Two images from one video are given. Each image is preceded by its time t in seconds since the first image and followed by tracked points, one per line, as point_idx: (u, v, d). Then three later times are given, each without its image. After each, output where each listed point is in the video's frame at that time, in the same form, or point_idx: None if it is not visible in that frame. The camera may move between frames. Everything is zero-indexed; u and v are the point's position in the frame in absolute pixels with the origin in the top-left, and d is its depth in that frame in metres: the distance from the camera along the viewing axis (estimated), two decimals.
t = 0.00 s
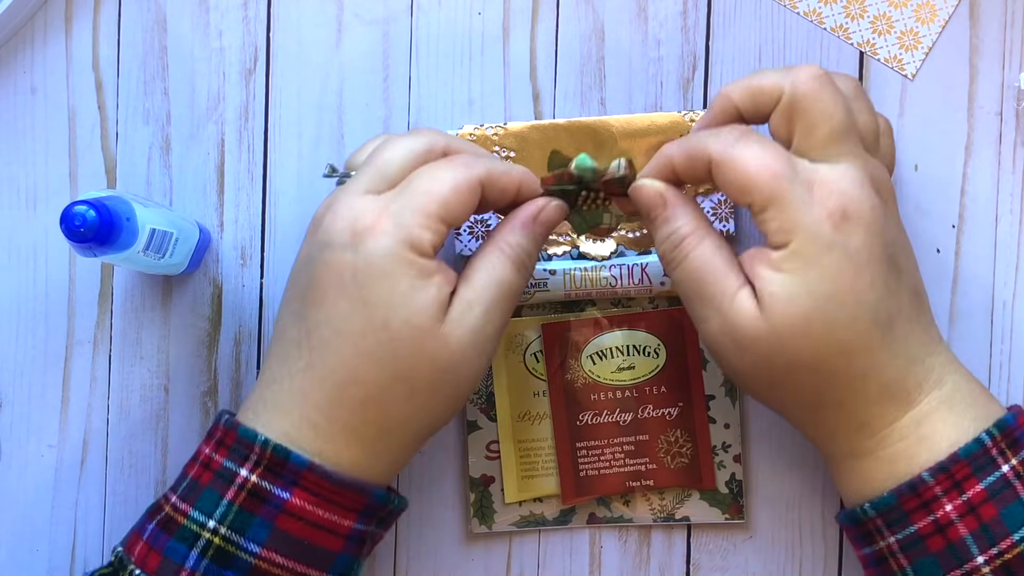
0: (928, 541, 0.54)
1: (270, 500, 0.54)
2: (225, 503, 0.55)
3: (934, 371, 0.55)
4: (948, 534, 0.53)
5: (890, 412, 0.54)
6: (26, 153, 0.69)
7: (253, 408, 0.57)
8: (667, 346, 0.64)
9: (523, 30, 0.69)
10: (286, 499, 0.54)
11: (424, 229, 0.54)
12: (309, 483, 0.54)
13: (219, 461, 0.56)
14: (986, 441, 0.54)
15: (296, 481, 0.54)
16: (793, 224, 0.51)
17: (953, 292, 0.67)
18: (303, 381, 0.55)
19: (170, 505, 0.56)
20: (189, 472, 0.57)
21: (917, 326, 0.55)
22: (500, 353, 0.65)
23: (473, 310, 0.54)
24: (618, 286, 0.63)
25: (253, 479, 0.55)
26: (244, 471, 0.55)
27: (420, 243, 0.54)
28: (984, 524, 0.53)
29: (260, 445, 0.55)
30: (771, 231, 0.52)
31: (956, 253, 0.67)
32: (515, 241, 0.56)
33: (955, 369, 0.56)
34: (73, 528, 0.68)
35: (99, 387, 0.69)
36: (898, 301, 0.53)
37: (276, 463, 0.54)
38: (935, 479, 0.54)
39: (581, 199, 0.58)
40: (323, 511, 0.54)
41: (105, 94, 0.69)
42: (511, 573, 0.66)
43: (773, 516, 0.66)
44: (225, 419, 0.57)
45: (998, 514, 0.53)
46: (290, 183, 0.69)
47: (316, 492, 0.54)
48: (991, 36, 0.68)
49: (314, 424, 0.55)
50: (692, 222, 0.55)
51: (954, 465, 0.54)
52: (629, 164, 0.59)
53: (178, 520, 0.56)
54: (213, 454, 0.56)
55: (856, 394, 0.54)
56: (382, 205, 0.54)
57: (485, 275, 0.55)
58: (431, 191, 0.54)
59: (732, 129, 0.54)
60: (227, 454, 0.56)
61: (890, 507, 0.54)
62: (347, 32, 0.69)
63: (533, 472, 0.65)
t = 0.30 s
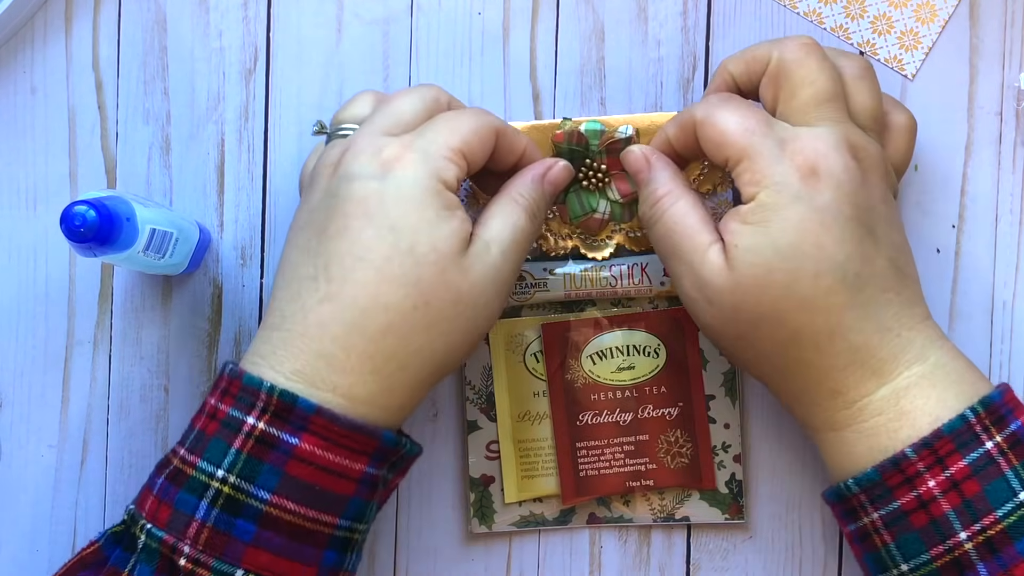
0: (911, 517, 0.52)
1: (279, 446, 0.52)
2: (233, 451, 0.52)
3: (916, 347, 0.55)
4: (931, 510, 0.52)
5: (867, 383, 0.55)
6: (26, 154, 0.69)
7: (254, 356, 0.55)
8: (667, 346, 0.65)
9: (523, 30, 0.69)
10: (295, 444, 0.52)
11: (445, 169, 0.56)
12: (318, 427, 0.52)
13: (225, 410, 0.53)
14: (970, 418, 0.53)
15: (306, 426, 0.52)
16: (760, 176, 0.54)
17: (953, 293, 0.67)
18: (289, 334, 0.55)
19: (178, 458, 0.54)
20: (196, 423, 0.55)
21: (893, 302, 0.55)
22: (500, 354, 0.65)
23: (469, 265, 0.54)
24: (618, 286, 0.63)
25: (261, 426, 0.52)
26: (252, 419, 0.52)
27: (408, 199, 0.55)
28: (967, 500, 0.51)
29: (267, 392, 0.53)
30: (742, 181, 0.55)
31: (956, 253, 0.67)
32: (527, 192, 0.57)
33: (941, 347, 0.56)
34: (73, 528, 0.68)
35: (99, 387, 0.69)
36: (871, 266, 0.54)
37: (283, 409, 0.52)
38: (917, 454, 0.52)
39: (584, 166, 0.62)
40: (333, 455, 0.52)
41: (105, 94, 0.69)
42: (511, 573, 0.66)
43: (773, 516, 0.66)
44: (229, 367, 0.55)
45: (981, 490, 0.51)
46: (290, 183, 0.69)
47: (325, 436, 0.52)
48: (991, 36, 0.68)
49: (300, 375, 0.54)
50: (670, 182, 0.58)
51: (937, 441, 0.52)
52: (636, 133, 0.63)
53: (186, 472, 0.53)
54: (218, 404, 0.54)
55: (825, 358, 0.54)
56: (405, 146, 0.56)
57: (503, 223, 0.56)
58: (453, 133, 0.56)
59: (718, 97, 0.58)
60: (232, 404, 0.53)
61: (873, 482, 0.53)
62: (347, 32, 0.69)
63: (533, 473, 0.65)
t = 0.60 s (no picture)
0: (886, 510, 0.53)
1: (300, 429, 0.52)
2: (253, 435, 0.52)
3: (891, 342, 0.55)
4: (905, 503, 0.52)
5: (838, 377, 0.55)
6: (26, 154, 0.69)
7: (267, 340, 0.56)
8: (668, 346, 0.64)
9: (523, 30, 0.69)
10: (316, 427, 0.52)
11: (459, 157, 0.57)
12: (338, 410, 0.52)
13: (243, 395, 0.53)
14: (945, 413, 0.53)
15: (325, 409, 0.52)
16: (735, 172, 0.56)
17: (954, 293, 0.67)
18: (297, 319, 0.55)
19: (195, 442, 0.54)
20: (213, 408, 0.54)
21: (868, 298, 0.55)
22: (500, 353, 0.65)
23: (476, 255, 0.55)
24: (618, 286, 0.63)
25: (281, 410, 0.52)
26: (271, 403, 0.52)
27: (408, 193, 0.56)
28: (941, 494, 0.52)
29: (287, 375, 0.53)
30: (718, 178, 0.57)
31: (956, 253, 0.67)
32: (537, 185, 0.59)
33: (918, 343, 0.56)
34: (73, 528, 0.68)
35: (99, 387, 0.69)
36: (843, 262, 0.55)
37: (303, 393, 0.52)
38: (891, 449, 0.53)
39: (584, 162, 0.64)
40: (354, 439, 0.52)
41: (105, 94, 0.69)
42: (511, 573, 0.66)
43: (772, 515, 0.66)
44: (246, 352, 0.55)
45: (954, 484, 0.52)
46: (290, 183, 0.69)
47: (345, 420, 0.52)
48: (991, 36, 0.68)
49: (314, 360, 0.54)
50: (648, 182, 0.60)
51: (911, 436, 0.53)
52: (636, 136, 0.65)
53: (205, 456, 0.53)
54: (236, 389, 0.54)
55: (795, 352, 0.55)
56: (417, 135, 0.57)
57: (516, 214, 0.58)
58: (465, 122, 0.57)
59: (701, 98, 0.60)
60: (251, 388, 0.53)
61: (849, 475, 0.54)
62: (348, 32, 0.69)
63: (533, 473, 0.65)
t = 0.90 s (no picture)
0: (875, 512, 0.53)
1: (321, 443, 0.52)
2: (274, 448, 0.52)
3: (882, 346, 0.55)
4: (894, 505, 0.52)
5: (829, 381, 0.55)
6: (26, 154, 0.69)
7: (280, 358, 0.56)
8: (668, 347, 0.64)
9: (523, 30, 0.69)
10: (337, 441, 0.52)
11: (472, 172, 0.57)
12: (359, 425, 0.53)
13: (262, 407, 0.53)
14: (935, 415, 0.53)
15: (347, 424, 0.52)
16: (728, 179, 0.56)
17: (953, 292, 0.67)
18: (303, 341, 0.56)
19: (211, 454, 0.53)
20: (227, 418, 0.54)
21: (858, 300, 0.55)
22: (501, 353, 0.65)
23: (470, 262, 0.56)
24: (618, 286, 0.64)
25: (302, 423, 0.52)
26: (292, 415, 0.53)
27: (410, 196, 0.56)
28: (929, 496, 0.52)
29: (308, 389, 0.53)
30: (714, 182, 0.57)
31: (956, 253, 0.67)
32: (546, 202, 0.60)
33: (911, 346, 0.56)
34: (73, 528, 0.68)
35: (99, 386, 0.69)
36: (835, 268, 0.55)
37: (325, 406, 0.53)
38: (880, 450, 0.53)
39: (586, 164, 0.64)
40: (374, 452, 0.53)
41: (105, 95, 0.69)
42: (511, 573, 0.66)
43: (772, 516, 0.66)
44: (261, 363, 0.54)
45: (943, 487, 0.52)
46: (290, 183, 0.69)
47: (367, 434, 0.53)
48: (991, 36, 0.68)
49: (332, 370, 0.54)
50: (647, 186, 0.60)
51: (900, 437, 0.53)
52: (638, 138, 0.65)
53: (224, 468, 0.52)
54: (254, 400, 0.54)
55: (785, 357, 0.56)
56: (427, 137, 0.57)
57: (528, 235, 0.59)
58: (469, 115, 0.58)
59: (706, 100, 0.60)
60: (270, 401, 0.53)
61: (838, 477, 0.54)
62: (348, 32, 0.69)
63: (533, 473, 0.65)
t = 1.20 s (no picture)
0: (874, 512, 0.53)
1: (314, 471, 0.54)
2: (266, 477, 0.54)
3: (879, 350, 0.55)
4: (893, 506, 0.53)
5: (828, 386, 0.56)
6: (26, 154, 0.69)
7: (275, 394, 0.58)
8: (668, 347, 0.64)
9: (523, 30, 0.69)
10: (329, 469, 0.55)
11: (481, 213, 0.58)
12: (350, 452, 0.55)
13: (250, 435, 0.55)
14: (934, 417, 0.53)
15: (338, 451, 0.55)
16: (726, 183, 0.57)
17: (953, 292, 0.67)
18: (298, 378, 0.58)
19: (200, 481, 0.55)
20: (213, 445, 0.56)
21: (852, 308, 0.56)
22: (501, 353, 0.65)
23: (473, 266, 0.56)
24: (618, 286, 0.64)
25: (294, 452, 0.55)
26: (283, 444, 0.55)
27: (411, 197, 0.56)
28: (928, 497, 0.52)
29: (298, 418, 0.55)
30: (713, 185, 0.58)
31: (956, 253, 0.67)
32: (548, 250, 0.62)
33: (910, 348, 0.56)
34: (74, 528, 0.68)
35: (99, 386, 0.69)
36: (831, 273, 0.55)
37: (316, 435, 0.55)
38: (879, 452, 0.53)
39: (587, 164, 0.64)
40: (366, 478, 0.55)
41: (105, 94, 0.69)
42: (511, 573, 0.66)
43: (772, 517, 0.66)
44: (245, 390, 0.56)
45: (942, 487, 0.52)
46: (291, 183, 0.69)
47: (358, 460, 0.55)
48: (992, 35, 0.68)
49: (332, 409, 0.57)
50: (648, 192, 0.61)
51: (898, 438, 0.53)
52: (639, 140, 0.65)
53: (214, 497, 0.55)
54: (240, 428, 0.56)
55: (780, 364, 0.56)
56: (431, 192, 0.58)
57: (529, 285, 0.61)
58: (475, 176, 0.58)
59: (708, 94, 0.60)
60: (258, 429, 0.55)
61: (838, 477, 0.54)
62: (348, 32, 0.69)
63: (533, 473, 0.65)
